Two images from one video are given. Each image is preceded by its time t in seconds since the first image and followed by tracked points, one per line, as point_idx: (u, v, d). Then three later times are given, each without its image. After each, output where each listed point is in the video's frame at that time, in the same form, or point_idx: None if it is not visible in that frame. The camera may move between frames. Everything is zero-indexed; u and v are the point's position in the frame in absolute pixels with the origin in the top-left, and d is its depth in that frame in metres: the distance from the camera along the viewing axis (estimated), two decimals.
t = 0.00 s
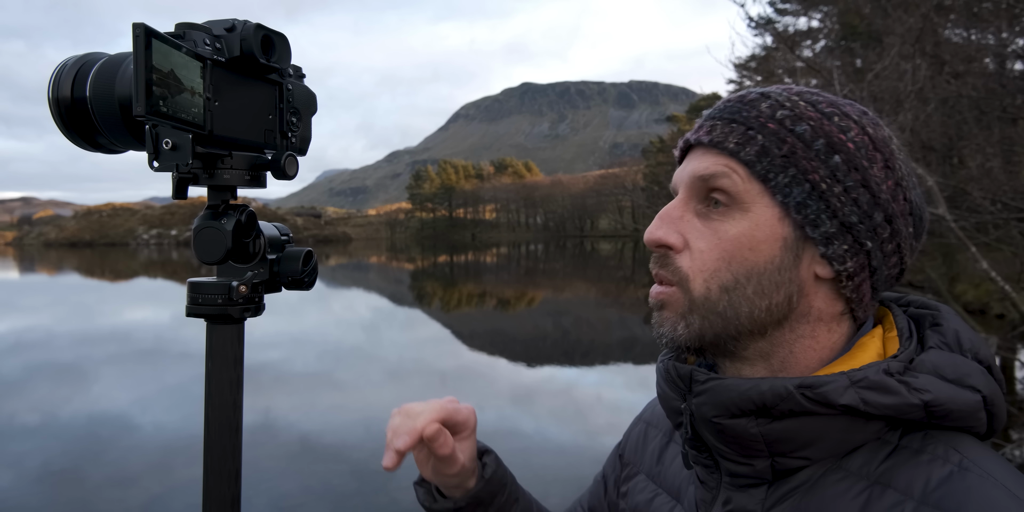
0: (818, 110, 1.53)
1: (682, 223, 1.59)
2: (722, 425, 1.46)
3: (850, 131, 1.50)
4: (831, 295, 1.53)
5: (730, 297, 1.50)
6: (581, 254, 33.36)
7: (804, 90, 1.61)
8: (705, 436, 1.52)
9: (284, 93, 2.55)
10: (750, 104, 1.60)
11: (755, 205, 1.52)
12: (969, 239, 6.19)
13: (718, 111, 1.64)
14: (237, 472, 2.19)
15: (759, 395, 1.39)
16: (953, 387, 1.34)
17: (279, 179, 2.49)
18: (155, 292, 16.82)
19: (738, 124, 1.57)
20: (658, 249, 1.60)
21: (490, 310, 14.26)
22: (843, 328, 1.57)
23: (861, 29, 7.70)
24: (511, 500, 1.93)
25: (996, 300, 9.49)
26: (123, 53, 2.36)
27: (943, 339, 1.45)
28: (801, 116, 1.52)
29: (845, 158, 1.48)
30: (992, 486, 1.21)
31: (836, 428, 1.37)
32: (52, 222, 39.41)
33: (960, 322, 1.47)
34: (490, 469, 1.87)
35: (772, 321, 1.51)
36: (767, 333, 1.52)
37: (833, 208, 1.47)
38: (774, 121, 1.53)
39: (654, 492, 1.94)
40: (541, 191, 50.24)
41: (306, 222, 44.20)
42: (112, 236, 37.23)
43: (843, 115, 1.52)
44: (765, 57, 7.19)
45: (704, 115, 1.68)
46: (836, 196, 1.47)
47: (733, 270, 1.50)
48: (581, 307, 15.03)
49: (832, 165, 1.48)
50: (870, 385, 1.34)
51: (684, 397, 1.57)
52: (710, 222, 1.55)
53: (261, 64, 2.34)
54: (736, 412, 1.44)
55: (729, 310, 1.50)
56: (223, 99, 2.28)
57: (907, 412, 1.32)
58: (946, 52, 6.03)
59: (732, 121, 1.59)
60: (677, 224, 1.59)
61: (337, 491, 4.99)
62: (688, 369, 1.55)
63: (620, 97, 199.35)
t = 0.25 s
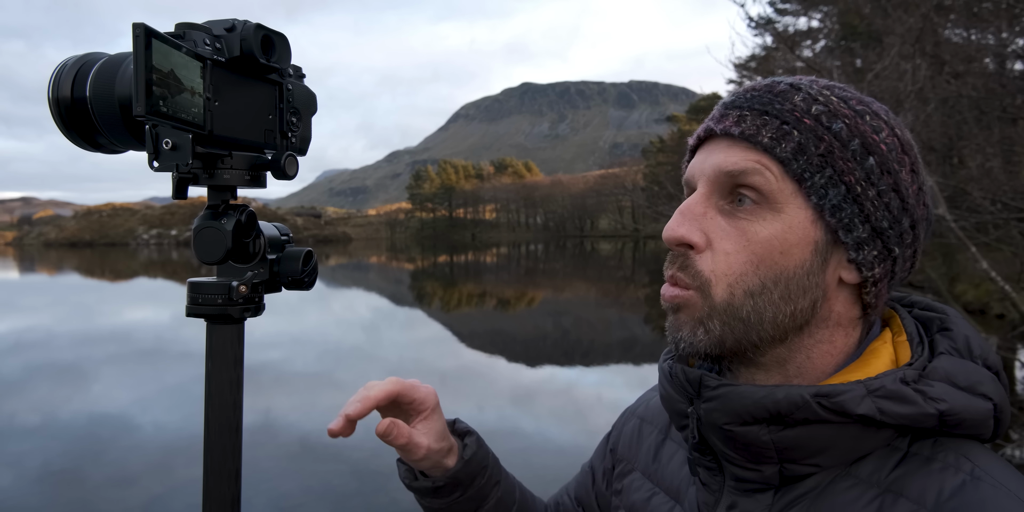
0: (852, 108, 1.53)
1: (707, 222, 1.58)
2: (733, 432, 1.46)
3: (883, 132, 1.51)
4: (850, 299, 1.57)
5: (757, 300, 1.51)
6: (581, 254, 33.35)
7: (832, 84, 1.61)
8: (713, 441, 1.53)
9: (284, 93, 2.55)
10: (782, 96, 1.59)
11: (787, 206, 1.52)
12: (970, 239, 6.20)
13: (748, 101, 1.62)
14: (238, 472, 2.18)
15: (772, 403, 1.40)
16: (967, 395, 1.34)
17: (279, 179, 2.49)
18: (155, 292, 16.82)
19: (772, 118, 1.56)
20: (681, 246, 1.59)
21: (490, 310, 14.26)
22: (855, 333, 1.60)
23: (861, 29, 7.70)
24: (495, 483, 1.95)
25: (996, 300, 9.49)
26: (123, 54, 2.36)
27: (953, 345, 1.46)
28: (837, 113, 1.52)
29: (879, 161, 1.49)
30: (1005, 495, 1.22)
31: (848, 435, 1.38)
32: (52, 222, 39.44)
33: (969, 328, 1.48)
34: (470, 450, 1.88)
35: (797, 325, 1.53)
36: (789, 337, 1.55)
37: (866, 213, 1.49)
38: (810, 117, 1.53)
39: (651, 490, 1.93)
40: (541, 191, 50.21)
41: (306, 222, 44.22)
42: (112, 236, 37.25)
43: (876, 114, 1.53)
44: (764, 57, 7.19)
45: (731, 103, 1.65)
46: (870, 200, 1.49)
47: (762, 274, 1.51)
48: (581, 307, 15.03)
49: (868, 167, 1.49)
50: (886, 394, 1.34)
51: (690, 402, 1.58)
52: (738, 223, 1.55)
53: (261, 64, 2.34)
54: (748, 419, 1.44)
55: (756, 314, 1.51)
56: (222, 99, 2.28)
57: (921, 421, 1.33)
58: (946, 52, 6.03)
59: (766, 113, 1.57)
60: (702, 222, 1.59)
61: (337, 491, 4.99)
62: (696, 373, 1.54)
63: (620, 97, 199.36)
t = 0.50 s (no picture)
0: (848, 108, 1.52)
1: (726, 242, 1.52)
2: (735, 432, 1.46)
3: (880, 132, 1.52)
4: (856, 300, 1.58)
5: (782, 318, 1.48)
6: (581, 254, 33.34)
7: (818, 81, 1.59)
8: (714, 441, 1.52)
9: (284, 93, 2.55)
10: (783, 100, 1.53)
11: (804, 219, 1.49)
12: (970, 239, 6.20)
13: (746, 108, 1.55)
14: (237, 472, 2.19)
15: (775, 405, 1.39)
16: (966, 396, 1.35)
17: (279, 179, 2.49)
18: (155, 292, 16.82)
19: (778, 126, 1.50)
20: (701, 270, 1.52)
21: (490, 310, 14.26)
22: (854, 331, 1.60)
23: (861, 29, 7.70)
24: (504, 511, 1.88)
25: (996, 300, 9.49)
26: (123, 53, 2.36)
27: (951, 346, 1.46)
28: (840, 117, 1.50)
29: (881, 163, 1.50)
30: (1004, 496, 1.23)
31: (848, 436, 1.38)
32: (52, 222, 39.49)
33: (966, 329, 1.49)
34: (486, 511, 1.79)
35: (817, 336, 1.52)
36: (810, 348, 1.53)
37: (876, 216, 1.50)
38: (815, 124, 1.49)
39: (649, 490, 1.93)
40: (541, 191, 50.20)
41: (306, 222, 44.22)
42: (111, 236, 37.25)
43: (870, 114, 1.54)
44: (764, 57, 7.19)
45: (726, 111, 1.58)
46: (879, 203, 1.50)
47: (787, 291, 1.48)
48: (581, 307, 15.03)
49: (874, 171, 1.49)
50: (887, 394, 1.34)
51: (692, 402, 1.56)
52: (758, 240, 1.50)
53: (261, 64, 2.34)
54: (750, 420, 1.43)
55: (783, 332, 1.48)
56: (222, 98, 2.28)
57: (921, 421, 1.33)
58: (945, 52, 6.03)
59: (771, 121, 1.51)
60: (719, 242, 1.53)
61: (337, 491, 4.99)
62: (700, 374, 1.52)
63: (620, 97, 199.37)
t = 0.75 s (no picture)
0: (793, 108, 1.46)
1: (696, 265, 1.47)
2: (717, 435, 1.43)
3: (829, 127, 1.47)
4: (826, 294, 1.55)
5: (762, 331, 1.43)
6: (581, 254, 33.36)
7: (757, 82, 1.52)
8: (700, 444, 1.49)
9: (284, 93, 2.55)
10: (728, 113, 1.47)
11: (770, 229, 1.44)
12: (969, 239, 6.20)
13: (693, 127, 1.48)
14: (237, 472, 2.19)
15: (755, 406, 1.37)
16: (942, 387, 1.33)
17: (279, 179, 2.49)
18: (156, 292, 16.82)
19: (729, 142, 1.44)
20: (675, 299, 1.47)
21: (490, 310, 14.28)
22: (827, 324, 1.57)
23: (861, 29, 7.70)
24: None
25: (996, 300, 9.50)
26: (123, 53, 2.36)
27: (926, 337, 1.44)
28: (787, 121, 1.44)
29: (836, 159, 1.46)
30: (984, 486, 1.21)
31: (829, 432, 1.36)
32: (52, 221, 39.52)
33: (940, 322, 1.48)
34: None
35: (796, 341, 1.48)
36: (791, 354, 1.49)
37: (838, 214, 1.46)
38: (766, 133, 1.43)
39: (640, 491, 1.93)
40: (541, 191, 50.23)
41: (306, 222, 44.24)
42: (111, 236, 37.25)
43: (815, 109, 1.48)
44: (764, 57, 7.19)
45: (672, 134, 1.51)
46: (838, 200, 1.46)
47: (763, 305, 1.43)
48: (581, 307, 15.04)
49: (830, 169, 1.45)
50: (864, 390, 1.32)
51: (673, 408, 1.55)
52: (729, 260, 1.45)
53: (261, 64, 2.34)
54: (732, 423, 1.41)
55: (764, 347, 1.44)
56: (222, 99, 2.28)
57: (899, 415, 1.31)
58: (945, 52, 6.04)
59: (720, 138, 1.45)
60: (689, 266, 1.47)
61: (337, 491, 4.99)
62: (679, 377, 1.50)
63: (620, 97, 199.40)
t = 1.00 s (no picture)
0: (698, 118, 1.43)
1: (598, 272, 1.50)
2: (685, 444, 1.45)
3: (735, 133, 1.41)
4: (759, 301, 1.47)
5: (662, 338, 1.43)
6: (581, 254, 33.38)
7: (676, 93, 1.51)
8: (670, 452, 1.51)
9: (284, 93, 2.55)
10: (631, 127, 1.49)
11: (665, 237, 1.44)
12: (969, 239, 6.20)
13: (600, 144, 1.53)
14: (238, 472, 2.19)
15: (716, 413, 1.38)
16: (899, 380, 1.33)
17: (279, 179, 2.49)
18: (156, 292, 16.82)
19: (624, 157, 1.47)
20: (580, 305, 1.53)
21: (490, 310, 14.28)
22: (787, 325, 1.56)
23: (861, 29, 7.71)
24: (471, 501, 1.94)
25: (996, 300, 9.50)
26: (123, 54, 2.36)
27: (885, 330, 1.44)
28: (683, 132, 1.42)
29: (739, 166, 1.40)
30: (947, 478, 1.22)
31: (792, 433, 1.36)
32: (52, 221, 39.53)
33: (900, 312, 1.46)
34: None
35: (709, 348, 1.44)
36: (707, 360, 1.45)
37: (738, 222, 1.40)
38: (658, 147, 1.43)
39: (623, 496, 1.93)
40: (541, 191, 50.24)
41: (306, 221, 44.24)
42: (112, 236, 37.24)
43: (724, 115, 1.42)
44: (764, 57, 7.19)
45: (591, 146, 1.57)
46: (739, 208, 1.40)
47: (658, 311, 1.42)
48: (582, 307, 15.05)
49: (727, 177, 1.40)
50: (822, 390, 1.32)
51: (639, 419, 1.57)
52: (625, 267, 1.47)
53: (261, 64, 2.34)
54: (697, 431, 1.42)
55: (664, 353, 1.43)
56: (223, 99, 2.28)
57: (859, 412, 1.31)
58: (945, 53, 6.04)
59: (618, 153, 1.48)
60: (594, 274, 1.51)
61: (337, 491, 4.99)
62: (645, 391, 1.50)
63: (620, 97, 199.38)
